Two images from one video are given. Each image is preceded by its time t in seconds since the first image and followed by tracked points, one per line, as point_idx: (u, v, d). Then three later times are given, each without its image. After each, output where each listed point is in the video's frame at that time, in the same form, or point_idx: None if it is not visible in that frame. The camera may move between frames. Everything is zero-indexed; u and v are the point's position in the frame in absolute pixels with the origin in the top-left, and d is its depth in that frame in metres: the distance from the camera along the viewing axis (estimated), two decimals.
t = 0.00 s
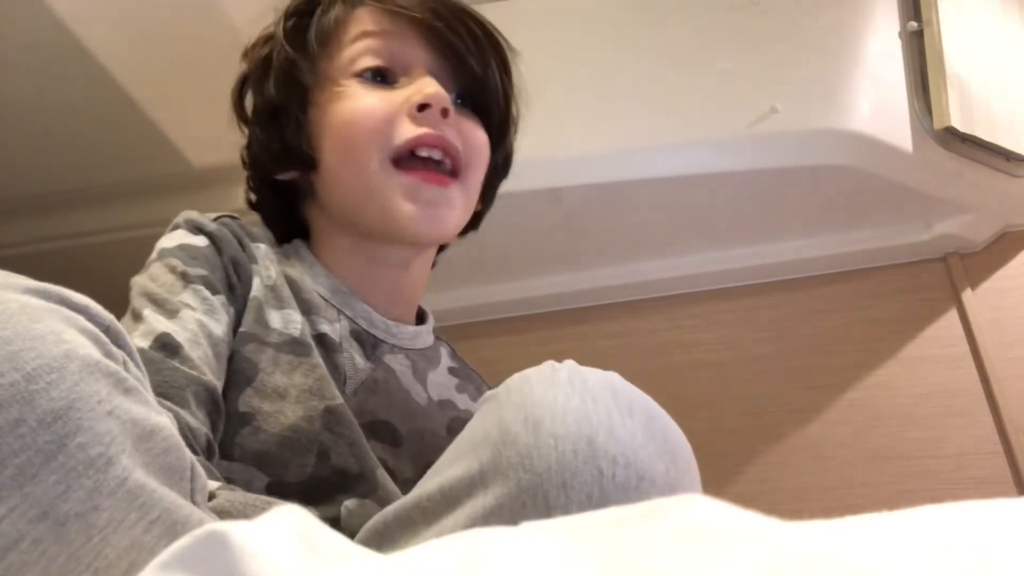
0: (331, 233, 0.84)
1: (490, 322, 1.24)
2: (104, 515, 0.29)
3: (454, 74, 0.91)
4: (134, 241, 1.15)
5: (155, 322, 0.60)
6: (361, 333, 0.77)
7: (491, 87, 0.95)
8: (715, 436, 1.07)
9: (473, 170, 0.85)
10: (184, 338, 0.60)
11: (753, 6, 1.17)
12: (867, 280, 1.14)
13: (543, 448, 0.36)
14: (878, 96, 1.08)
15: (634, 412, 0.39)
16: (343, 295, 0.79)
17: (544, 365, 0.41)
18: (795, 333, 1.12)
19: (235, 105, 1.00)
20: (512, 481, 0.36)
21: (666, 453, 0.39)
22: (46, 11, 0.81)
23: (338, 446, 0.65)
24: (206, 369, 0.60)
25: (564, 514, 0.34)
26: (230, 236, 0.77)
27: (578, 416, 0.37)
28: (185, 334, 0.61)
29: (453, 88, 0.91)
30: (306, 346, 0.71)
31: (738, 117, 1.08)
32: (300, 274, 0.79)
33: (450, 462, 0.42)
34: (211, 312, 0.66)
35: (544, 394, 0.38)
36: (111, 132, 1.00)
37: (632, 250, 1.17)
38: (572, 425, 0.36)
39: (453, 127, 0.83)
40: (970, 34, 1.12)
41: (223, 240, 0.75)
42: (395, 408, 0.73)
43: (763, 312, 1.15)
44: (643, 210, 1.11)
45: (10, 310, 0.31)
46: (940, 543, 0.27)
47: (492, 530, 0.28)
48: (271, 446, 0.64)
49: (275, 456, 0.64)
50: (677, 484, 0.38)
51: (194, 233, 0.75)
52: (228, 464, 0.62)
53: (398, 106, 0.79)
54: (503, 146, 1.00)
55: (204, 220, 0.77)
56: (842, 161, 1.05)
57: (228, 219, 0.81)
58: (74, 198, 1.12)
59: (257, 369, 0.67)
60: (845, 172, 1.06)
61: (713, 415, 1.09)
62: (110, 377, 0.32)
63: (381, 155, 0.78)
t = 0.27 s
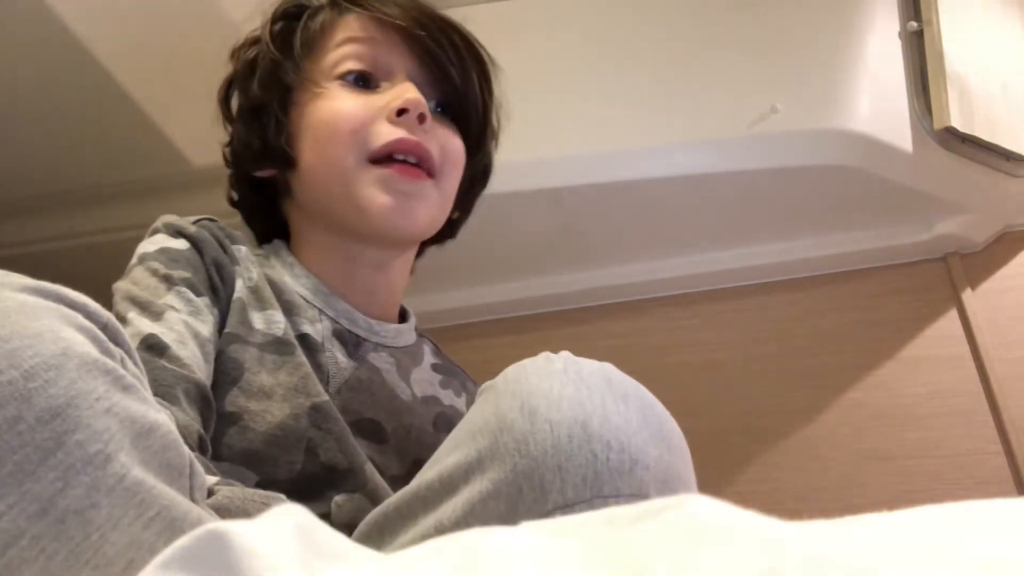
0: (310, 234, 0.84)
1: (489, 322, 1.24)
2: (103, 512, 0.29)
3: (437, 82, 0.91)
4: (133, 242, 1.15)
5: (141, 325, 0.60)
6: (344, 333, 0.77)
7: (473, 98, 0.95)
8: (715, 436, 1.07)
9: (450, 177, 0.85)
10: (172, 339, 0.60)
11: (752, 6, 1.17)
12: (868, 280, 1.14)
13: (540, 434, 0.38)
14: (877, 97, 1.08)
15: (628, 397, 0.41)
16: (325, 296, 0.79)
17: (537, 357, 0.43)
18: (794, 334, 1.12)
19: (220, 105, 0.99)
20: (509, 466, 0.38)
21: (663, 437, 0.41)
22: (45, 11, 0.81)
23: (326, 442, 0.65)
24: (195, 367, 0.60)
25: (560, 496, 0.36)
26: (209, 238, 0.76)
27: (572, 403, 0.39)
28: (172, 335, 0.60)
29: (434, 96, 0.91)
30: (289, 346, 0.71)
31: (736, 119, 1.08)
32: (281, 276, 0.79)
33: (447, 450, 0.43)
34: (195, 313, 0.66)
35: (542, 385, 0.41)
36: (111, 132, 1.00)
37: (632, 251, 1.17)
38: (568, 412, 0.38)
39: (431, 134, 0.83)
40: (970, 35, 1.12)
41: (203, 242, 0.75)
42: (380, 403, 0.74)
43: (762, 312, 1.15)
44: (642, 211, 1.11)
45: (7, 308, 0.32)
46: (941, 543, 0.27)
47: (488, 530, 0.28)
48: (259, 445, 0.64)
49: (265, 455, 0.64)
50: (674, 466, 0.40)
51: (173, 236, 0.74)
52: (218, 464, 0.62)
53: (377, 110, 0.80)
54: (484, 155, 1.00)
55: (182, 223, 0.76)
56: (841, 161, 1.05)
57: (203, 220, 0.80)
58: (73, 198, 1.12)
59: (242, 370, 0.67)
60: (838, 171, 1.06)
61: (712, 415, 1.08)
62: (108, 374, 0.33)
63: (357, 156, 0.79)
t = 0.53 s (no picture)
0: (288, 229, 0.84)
1: (489, 322, 1.24)
2: (99, 508, 0.29)
3: (428, 99, 0.91)
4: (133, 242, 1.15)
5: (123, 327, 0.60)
6: (323, 334, 0.79)
7: (461, 116, 0.95)
8: (715, 436, 1.07)
9: (431, 192, 0.85)
10: (153, 343, 0.60)
11: (752, 7, 1.17)
12: (868, 280, 1.14)
13: (528, 428, 0.38)
14: (877, 96, 1.07)
15: (615, 393, 0.41)
16: (304, 298, 0.79)
17: (528, 353, 0.43)
18: (794, 333, 1.12)
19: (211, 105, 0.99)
20: (497, 462, 0.38)
21: (649, 430, 0.41)
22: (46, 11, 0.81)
23: (310, 442, 0.66)
24: (176, 371, 0.60)
25: (547, 490, 0.37)
26: (187, 242, 0.75)
27: (559, 399, 0.39)
28: (154, 339, 0.60)
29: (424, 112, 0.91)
30: (269, 347, 0.72)
31: (736, 119, 1.08)
32: (259, 278, 0.80)
33: (435, 450, 0.44)
34: (175, 318, 0.65)
35: (530, 381, 0.41)
36: (111, 132, 1.00)
37: (631, 251, 1.18)
38: (555, 408, 0.39)
39: (417, 145, 0.83)
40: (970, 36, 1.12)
41: (182, 245, 0.74)
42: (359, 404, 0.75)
43: (762, 312, 1.15)
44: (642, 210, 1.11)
45: None
46: (940, 543, 0.27)
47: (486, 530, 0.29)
48: (242, 447, 0.65)
49: (248, 455, 0.64)
50: (661, 460, 0.40)
51: (151, 240, 0.72)
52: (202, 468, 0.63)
53: (366, 114, 0.80)
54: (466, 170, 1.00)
55: (159, 225, 0.75)
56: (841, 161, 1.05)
57: (182, 223, 0.79)
58: (73, 198, 1.12)
59: (225, 372, 0.68)
60: (839, 171, 1.06)
61: (712, 414, 1.09)
62: (103, 372, 0.33)
63: (339, 156, 0.78)
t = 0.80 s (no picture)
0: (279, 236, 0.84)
1: (489, 322, 1.24)
2: (93, 506, 0.29)
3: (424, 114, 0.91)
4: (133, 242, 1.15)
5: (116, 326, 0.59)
6: (320, 334, 0.79)
7: (454, 132, 0.94)
8: (715, 436, 1.07)
9: (419, 206, 0.84)
10: (146, 344, 0.59)
11: (753, 6, 1.17)
12: (868, 280, 1.14)
13: (503, 421, 0.38)
14: (878, 95, 1.07)
15: (594, 384, 0.41)
16: (299, 298, 0.80)
17: (507, 348, 0.42)
18: (794, 333, 1.12)
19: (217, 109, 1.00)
20: (474, 453, 0.38)
21: (628, 419, 0.41)
22: (46, 12, 0.81)
23: (308, 444, 0.67)
24: (169, 372, 0.59)
25: (523, 480, 0.37)
26: (185, 244, 0.75)
27: (535, 391, 0.39)
28: (147, 339, 0.60)
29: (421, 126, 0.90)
30: (266, 350, 0.72)
31: (738, 116, 1.07)
32: (255, 280, 0.80)
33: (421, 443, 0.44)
34: (171, 319, 0.65)
35: (508, 374, 0.40)
36: (111, 132, 1.00)
37: (631, 251, 1.18)
38: (530, 399, 0.39)
39: (406, 159, 0.83)
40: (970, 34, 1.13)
41: (179, 247, 0.73)
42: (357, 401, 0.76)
43: (762, 312, 1.15)
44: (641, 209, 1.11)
45: None
46: (937, 543, 0.27)
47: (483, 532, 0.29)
48: (245, 449, 0.65)
49: (250, 457, 0.65)
50: (637, 446, 0.40)
51: (148, 241, 0.72)
52: (204, 469, 0.63)
53: (355, 128, 0.80)
54: (462, 183, 0.99)
55: (156, 228, 0.74)
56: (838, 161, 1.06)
57: (182, 224, 0.79)
58: (74, 198, 1.12)
59: (222, 376, 0.68)
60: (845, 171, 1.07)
61: (712, 414, 1.09)
62: (94, 369, 0.33)
63: (327, 169, 0.78)
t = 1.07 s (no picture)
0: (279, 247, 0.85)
1: (490, 322, 1.24)
2: (89, 505, 0.29)
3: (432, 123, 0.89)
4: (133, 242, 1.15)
5: (122, 330, 0.60)
6: (323, 339, 0.79)
7: (454, 141, 0.91)
8: (715, 435, 1.07)
9: (414, 218, 0.84)
10: (153, 347, 0.60)
11: (752, 5, 1.17)
12: (868, 281, 1.14)
13: (504, 425, 0.38)
14: (878, 98, 1.07)
15: (594, 387, 0.40)
16: (304, 302, 0.80)
17: (506, 349, 0.43)
18: (794, 333, 1.12)
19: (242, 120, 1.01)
20: (475, 457, 0.38)
21: (628, 422, 0.40)
22: (46, 12, 0.81)
23: (311, 447, 0.67)
24: (177, 375, 0.60)
25: (522, 483, 0.36)
26: (194, 245, 0.75)
27: (535, 395, 0.39)
28: (154, 342, 0.60)
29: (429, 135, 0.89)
30: (272, 354, 0.73)
31: (738, 116, 1.08)
32: (260, 284, 0.80)
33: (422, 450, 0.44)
34: (178, 321, 0.65)
35: (513, 380, 0.40)
36: (112, 132, 1.00)
37: (632, 251, 1.18)
38: (530, 404, 0.38)
39: (400, 171, 0.82)
40: (969, 34, 1.13)
41: (188, 248, 0.74)
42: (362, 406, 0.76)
43: (762, 312, 1.15)
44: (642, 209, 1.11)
45: None
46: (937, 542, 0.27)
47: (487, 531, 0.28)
48: (248, 453, 0.64)
49: (252, 462, 0.64)
50: (638, 452, 0.40)
51: (157, 243, 0.72)
52: (206, 471, 0.62)
53: (343, 141, 0.80)
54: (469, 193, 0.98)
55: (166, 230, 0.75)
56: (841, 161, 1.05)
57: (188, 226, 0.79)
58: (73, 198, 1.12)
59: (227, 378, 0.68)
60: (851, 172, 1.06)
61: (713, 414, 1.09)
62: (90, 370, 0.33)
63: (314, 184, 0.79)
